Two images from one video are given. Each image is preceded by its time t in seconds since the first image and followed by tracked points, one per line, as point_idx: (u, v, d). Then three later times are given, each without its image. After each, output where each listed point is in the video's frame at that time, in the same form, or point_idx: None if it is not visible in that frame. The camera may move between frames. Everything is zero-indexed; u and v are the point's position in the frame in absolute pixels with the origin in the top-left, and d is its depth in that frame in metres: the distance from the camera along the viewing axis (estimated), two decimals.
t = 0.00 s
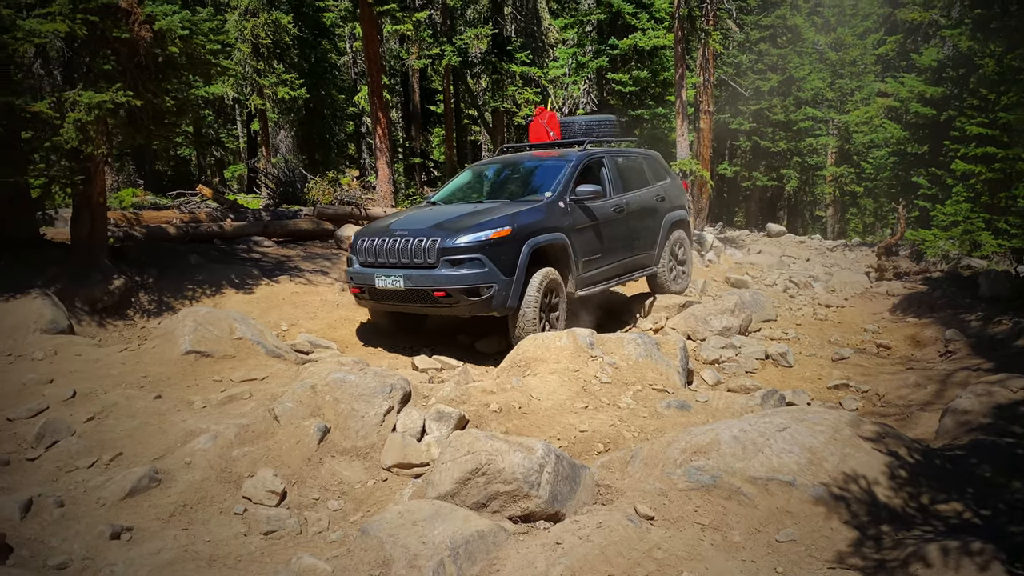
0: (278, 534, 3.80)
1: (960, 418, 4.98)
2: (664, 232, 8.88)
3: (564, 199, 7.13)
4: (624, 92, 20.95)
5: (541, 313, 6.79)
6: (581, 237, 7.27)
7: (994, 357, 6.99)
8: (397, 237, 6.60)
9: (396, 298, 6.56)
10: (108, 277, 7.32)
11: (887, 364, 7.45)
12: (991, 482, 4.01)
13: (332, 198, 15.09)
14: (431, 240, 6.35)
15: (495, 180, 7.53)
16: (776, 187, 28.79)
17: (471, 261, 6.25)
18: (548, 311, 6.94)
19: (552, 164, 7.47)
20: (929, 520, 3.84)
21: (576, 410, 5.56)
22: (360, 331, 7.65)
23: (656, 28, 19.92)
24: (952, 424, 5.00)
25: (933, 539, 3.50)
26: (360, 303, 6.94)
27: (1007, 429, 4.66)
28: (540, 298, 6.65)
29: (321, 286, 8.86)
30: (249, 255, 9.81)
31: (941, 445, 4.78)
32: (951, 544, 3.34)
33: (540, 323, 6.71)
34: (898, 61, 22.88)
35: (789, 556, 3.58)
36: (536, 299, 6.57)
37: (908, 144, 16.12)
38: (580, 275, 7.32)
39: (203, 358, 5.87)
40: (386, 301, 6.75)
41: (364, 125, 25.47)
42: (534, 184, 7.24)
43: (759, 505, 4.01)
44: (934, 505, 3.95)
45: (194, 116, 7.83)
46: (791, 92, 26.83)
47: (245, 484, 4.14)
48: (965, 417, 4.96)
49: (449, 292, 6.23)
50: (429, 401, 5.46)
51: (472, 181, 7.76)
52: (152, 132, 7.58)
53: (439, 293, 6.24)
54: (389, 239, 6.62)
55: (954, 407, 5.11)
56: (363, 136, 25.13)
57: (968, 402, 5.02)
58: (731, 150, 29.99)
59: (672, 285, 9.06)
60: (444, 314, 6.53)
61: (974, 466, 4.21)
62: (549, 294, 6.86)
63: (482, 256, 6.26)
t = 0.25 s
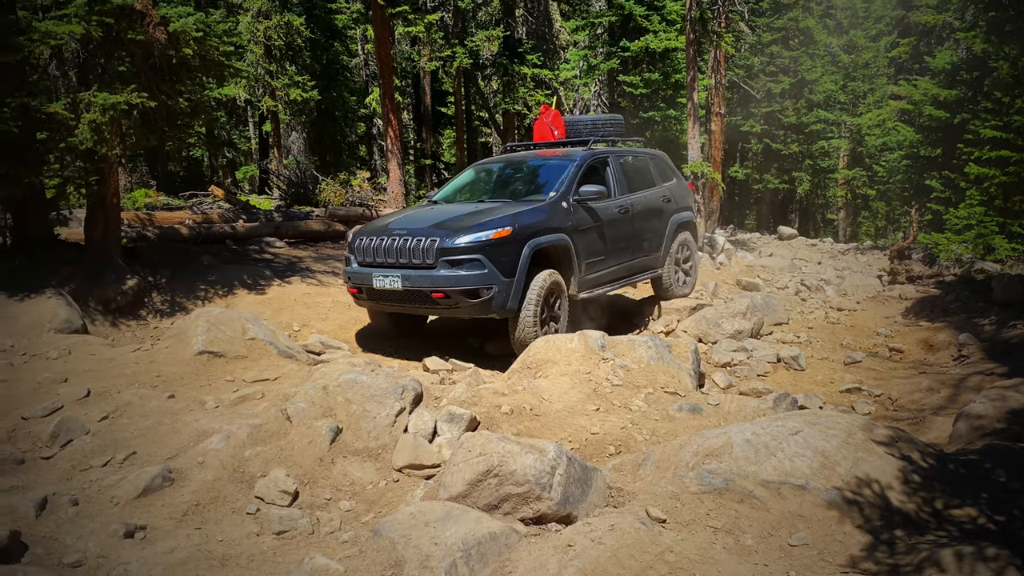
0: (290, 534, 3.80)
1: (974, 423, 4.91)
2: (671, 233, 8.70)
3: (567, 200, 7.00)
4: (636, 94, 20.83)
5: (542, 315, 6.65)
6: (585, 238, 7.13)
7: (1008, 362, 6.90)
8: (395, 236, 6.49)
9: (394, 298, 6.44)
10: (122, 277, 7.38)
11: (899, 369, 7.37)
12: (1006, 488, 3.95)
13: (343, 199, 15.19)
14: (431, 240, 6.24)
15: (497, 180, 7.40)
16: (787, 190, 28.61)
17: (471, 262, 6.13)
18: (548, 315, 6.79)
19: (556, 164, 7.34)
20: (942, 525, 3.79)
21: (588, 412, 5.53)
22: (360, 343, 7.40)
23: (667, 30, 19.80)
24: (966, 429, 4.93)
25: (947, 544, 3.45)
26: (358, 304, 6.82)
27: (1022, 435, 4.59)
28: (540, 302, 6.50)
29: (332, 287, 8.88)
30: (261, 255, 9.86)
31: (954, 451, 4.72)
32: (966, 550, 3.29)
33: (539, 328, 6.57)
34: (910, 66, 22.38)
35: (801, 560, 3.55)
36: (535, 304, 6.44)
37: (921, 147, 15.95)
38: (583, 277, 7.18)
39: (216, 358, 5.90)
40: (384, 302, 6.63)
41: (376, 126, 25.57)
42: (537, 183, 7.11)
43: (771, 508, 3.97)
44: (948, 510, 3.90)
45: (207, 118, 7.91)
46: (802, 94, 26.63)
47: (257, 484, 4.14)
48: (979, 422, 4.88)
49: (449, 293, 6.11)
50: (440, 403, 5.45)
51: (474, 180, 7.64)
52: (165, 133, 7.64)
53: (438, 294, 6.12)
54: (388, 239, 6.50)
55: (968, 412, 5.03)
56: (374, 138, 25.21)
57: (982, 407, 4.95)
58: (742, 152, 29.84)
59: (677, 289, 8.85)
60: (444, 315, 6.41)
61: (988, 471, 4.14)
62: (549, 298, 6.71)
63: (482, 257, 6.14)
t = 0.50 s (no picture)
0: (305, 533, 3.81)
1: (992, 429, 4.82)
2: (679, 236, 8.46)
3: (571, 200, 6.82)
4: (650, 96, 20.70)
5: (546, 321, 6.48)
6: (590, 239, 6.94)
7: None
8: (395, 237, 6.33)
9: (394, 301, 6.27)
10: (139, 277, 7.48)
11: (916, 373, 7.26)
12: None
13: (358, 200, 15.34)
14: (431, 241, 6.06)
15: (500, 180, 7.23)
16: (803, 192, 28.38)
17: (472, 264, 5.95)
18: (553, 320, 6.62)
19: (560, 164, 7.16)
20: (960, 531, 3.72)
21: (602, 414, 5.50)
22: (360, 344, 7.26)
23: (682, 32, 19.66)
24: (984, 434, 4.84)
25: (965, 550, 3.39)
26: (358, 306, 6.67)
27: None
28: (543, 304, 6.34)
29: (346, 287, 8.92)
30: (276, 256, 9.92)
31: (972, 456, 4.63)
32: (985, 555, 3.23)
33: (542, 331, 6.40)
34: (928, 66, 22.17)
35: (817, 565, 3.49)
36: (539, 305, 6.27)
37: (938, 149, 15.72)
38: (587, 280, 6.98)
39: (232, 357, 5.94)
40: (382, 304, 6.47)
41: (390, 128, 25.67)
42: (541, 183, 6.94)
43: (786, 512, 3.92)
44: (966, 516, 3.83)
45: (223, 119, 7.95)
46: (818, 96, 26.38)
47: (272, 483, 4.16)
48: (997, 427, 4.78)
49: (449, 296, 5.94)
50: (455, 403, 5.44)
51: (477, 180, 7.47)
52: (182, 134, 7.67)
53: (438, 297, 5.95)
54: (387, 240, 6.34)
55: (986, 417, 4.94)
56: (389, 140, 25.32)
57: (1001, 412, 4.85)
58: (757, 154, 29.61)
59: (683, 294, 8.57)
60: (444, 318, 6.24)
61: (1007, 477, 4.07)
62: (552, 300, 6.55)
63: (483, 259, 5.96)
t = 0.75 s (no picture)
0: (324, 532, 3.81)
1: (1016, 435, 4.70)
2: (687, 245, 8.20)
3: (577, 208, 6.64)
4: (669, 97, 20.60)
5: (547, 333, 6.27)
6: (595, 248, 6.75)
7: None
8: (393, 243, 6.13)
9: (390, 308, 6.07)
10: (160, 276, 7.59)
11: (937, 377, 7.11)
12: None
13: (376, 200, 15.54)
14: (430, 248, 5.88)
15: (504, 186, 7.06)
16: (823, 194, 28.07)
17: (473, 273, 5.76)
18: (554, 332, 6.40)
19: (566, 171, 6.99)
20: (983, 538, 3.64)
21: (620, 416, 5.44)
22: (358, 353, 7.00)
23: (702, 33, 19.53)
24: (1007, 440, 4.72)
25: (988, 558, 3.31)
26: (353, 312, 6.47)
27: None
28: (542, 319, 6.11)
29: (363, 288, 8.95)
30: (295, 255, 9.99)
31: (996, 462, 4.52)
32: (1008, 564, 3.15)
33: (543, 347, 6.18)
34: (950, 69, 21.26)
35: (837, 571, 3.43)
36: (538, 323, 6.05)
37: (960, 152, 15.39)
38: (591, 290, 6.78)
39: (251, 356, 5.99)
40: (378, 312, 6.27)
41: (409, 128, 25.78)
42: (546, 191, 6.77)
43: (806, 517, 3.85)
44: (989, 524, 3.75)
45: (244, 119, 8.00)
46: (839, 98, 26.07)
47: (291, 482, 4.17)
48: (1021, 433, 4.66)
49: (448, 305, 5.74)
50: (473, 404, 5.42)
51: (479, 185, 7.29)
52: (201, 134, 7.72)
53: (436, 306, 5.75)
54: (385, 245, 6.15)
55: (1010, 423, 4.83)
56: (407, 140, 25.43)
57: None
58: (777, 155, 29.34)
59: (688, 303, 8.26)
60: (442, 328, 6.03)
61: None
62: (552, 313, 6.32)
63: (484, 268, 5.78)
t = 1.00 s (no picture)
0: (345, 530, 3.82)
1: None
2: (705, 260, 7.89)
3: (591, 219, 6.33)
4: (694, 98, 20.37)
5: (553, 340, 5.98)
6: (608, 262, 6.44)
7: None
8: (397, 248, 5.86)
9: (391, 315, 5.84)
10: (185, 274, 7.73)
11: (965, 383, 6.92)
12: None
13: (399, 200, 15.57)
14: (434, 256, 5.61)
15: (519, 189, 6.78)
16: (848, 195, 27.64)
17: (476, 284, 5.48)
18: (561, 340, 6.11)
19: (583, 177, 6.68)
20: (1013, 548, 3.55)
21: (642, 419, 5.37)
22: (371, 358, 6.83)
23: (728, 34, 19.30)
24: None
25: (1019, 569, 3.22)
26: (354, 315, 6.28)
27: None
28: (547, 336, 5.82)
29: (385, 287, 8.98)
30: (319, 254, 10.06)
31: None
32: None
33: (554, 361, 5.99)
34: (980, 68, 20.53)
35: None
36: (544, 329, 5.76)
37: (990, 155, 14.96)
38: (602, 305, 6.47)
39: (275, 355, 6.03)
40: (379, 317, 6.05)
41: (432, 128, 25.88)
42: (561, 199, 6.48)
43: (831, 523, 3.77)
44: (1020, 533, 3.65)
45: (269, 119, 8.06)
46: (866, 99, 25.59)
47: (313, 480, 4.18)
48: None
49: (450, 317, 5.48)
50: (494, 405, 5.39)
51: (491, 187, 7.00)
52: (226, 134, 7.77)
53: (437, 317, 5.49)
54: (389, 249, 5.91)
55: None
56: (431, 140, 25.51)
57: None
58: (802, 157, 28.91)
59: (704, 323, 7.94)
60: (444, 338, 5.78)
61: None
62: (561, 321, 6.04)
63: (489, 280, 5.49)
